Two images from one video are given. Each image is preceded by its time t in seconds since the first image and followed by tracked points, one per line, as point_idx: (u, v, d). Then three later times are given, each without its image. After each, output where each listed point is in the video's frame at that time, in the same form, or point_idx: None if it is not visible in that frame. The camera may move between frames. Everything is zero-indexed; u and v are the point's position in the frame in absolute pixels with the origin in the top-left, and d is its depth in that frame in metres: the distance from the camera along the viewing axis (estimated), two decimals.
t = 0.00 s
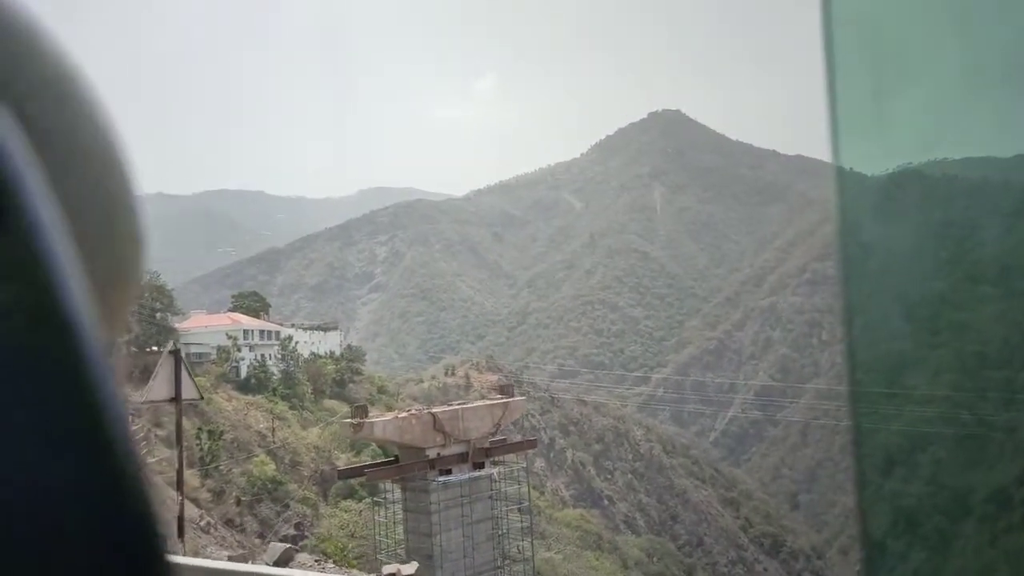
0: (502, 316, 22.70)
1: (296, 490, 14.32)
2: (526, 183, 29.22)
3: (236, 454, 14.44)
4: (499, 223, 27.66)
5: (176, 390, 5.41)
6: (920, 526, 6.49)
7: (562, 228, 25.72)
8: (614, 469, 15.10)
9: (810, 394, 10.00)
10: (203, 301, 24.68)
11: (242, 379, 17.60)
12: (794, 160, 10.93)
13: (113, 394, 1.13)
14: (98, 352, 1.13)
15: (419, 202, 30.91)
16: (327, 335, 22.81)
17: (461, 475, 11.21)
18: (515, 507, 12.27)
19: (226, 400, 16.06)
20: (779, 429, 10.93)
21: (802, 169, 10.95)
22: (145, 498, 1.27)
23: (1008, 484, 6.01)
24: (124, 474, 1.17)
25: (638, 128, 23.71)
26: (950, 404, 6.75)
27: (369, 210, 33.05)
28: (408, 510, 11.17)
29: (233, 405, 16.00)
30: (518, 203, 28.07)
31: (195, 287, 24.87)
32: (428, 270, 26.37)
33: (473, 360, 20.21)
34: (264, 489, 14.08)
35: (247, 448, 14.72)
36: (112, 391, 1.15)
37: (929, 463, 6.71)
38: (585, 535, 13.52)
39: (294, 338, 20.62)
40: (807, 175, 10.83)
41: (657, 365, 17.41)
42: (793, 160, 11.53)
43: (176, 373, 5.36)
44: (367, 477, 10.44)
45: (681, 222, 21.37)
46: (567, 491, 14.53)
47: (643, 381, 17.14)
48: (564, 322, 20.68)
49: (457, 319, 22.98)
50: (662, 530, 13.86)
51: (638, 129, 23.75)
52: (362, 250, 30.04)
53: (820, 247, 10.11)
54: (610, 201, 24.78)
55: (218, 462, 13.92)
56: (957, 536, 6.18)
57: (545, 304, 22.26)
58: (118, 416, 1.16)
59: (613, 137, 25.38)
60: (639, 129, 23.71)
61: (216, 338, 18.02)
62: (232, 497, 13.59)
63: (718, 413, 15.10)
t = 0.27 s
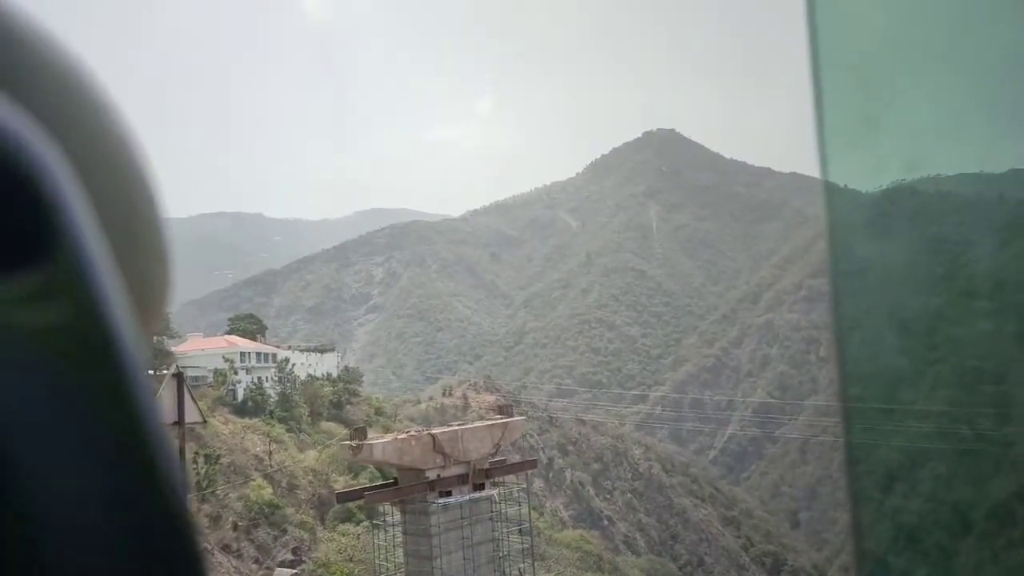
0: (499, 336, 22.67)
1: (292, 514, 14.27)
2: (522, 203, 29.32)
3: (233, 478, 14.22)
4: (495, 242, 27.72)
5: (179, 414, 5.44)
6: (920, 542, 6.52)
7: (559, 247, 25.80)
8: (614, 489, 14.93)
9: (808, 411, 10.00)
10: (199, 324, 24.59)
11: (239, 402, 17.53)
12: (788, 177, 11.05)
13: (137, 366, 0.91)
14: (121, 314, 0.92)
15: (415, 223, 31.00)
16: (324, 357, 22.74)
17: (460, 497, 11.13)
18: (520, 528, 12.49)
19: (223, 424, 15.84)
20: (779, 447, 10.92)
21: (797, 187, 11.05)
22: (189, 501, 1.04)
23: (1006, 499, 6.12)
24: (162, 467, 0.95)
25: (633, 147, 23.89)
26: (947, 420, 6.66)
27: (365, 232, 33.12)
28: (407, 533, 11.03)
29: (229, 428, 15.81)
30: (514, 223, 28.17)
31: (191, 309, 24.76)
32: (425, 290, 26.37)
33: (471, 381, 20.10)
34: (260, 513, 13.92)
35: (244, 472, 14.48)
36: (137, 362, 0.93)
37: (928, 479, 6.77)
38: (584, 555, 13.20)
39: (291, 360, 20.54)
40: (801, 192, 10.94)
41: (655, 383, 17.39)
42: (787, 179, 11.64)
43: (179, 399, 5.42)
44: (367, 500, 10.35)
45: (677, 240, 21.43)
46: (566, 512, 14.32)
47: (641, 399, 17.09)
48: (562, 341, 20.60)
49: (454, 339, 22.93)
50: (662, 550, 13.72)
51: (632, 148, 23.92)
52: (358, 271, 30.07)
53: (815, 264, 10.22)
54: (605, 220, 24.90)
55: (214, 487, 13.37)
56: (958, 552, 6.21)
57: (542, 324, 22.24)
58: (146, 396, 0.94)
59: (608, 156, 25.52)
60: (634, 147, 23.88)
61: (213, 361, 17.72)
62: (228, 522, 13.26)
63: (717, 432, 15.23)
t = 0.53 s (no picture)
0: (484, 356, 22.63)
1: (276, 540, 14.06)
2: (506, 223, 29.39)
3: (216, 505, 14.04)
4: (479, 263, 27.75)
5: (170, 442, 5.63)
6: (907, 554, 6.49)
7: (543, 266, 25.90)
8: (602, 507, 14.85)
9: (793, 426, 10.03)
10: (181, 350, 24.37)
11: (222, 429, 17.38)
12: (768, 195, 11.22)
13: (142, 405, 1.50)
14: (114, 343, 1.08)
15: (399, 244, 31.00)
16: (308, 380, 22.58)
17: (449, 519, 11.05)
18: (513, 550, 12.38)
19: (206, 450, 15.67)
20: (764, 463, 10.98)
21: (777, 204, 11.23)
22: (173, 504, 1.62)
23: (991, 510, 5.98)
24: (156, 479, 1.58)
25: (614, 167, 24.13)
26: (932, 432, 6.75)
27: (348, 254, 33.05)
28: (396, 558, 10.90)
29: (213, 455, 15.68)
30: (497, 243, 28.26)
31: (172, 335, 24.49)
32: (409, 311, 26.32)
33: (456, 402, 20.01)
34: (244, 540, 13.67)
35: (227, 499, 14.36)
36: (137, 401, 1.52)
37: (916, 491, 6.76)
38: None
39: (275, 385, 20.38)
40: (780, 209, 11.11)
41: (640, 401, 17.43)
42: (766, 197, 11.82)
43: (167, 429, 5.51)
44: (353, 524, 10.26)
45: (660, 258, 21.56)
46: (554, 532, 14.26)
47: (626, 417, 17.11)
48: (548, 360, 20.63)
49: (439, 360, 22.86)
50: (651, 569, 13.66)
51: (614, 167, 24.16)
52: (342, 293, 29.99)
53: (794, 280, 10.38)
54: (588, 239, 25.06)
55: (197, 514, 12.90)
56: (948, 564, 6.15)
57: (527, 343, 22.23)
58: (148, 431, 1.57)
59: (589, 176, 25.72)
60: (615, 167, 24.12)
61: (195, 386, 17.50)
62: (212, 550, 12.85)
63: (703, 447, 15.19)
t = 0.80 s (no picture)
0: (478, 364, 22.61)
1: (272, 551, 14.08)
2: (498, 230, 29.41)
3: (212, 517, 14.06)
4: (472, 270, 27.73)
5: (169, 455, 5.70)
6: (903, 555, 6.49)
7: (536, 273, 25.92)
8: (598, 514, 14.93)
9: (788, 428, 10.04)
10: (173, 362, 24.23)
11: (216, 440, 17.26)
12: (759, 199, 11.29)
13: (125, 408, 1.11)
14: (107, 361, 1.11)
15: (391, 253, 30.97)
16: (302, 391, 22.51)
17: (447, 527, 11.00)
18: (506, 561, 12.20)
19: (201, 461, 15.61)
20: (760, 465, 10.99)
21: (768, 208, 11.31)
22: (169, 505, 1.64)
23: (986, 512, 6.12)
24: (144, 492, 1.17)
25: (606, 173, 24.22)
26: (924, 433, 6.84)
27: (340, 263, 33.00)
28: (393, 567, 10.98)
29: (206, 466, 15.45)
30: (490, 250, 28.28)
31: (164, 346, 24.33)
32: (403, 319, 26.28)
33: (451, 410, 19.97)
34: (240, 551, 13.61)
35: (223, 510, 14.35)
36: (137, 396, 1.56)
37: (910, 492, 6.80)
38: None
39: (269, 395, 20.28)
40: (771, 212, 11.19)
41: (636, 406, 17.43)
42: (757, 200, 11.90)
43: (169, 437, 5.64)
44: (350, 535, 10.26)
45: (652, 263, 21.61)
46: (551, 539, 14.19)
47: (622, 423, 17.08)
48: (543, 366, 20.62)
49: (434, 368, 22.81)
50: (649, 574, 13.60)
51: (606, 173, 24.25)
52: (335, 303, 29.95)
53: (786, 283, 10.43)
54: (581, 245, 25.11)
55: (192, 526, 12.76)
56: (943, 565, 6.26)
57: (521, 350, 22.22)
58: (126, 421, 1.13)
59: (580, 182, 25.79)
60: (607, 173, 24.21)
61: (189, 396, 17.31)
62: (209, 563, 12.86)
63: (699, 451, 15.07)
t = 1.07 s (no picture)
0: (479, 362, 22.65)
1: (277, 553, 14.19)
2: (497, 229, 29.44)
3: (215, 517, 14.17)
4: (472, 269, 27.68)
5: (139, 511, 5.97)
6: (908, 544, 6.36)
7: (536, 270, 25.91)
8: (601, 510, 15.19)
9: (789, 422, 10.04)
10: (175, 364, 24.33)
11: (217, 441, 17.12)
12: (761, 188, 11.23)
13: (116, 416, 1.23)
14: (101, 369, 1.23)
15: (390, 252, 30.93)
16: (303, 392, 22.65)
17: (452, 526, 11.08)
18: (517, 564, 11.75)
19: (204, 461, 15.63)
20: (761, 460, 10.98)
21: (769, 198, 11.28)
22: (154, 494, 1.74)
23: (989, 504, 6.10)
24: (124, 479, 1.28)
25: (605, 170, 24.20)
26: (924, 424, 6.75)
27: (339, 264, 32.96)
28: (400, 566, 10.99)
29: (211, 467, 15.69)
30: (489, 249, 28.26)
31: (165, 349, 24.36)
32: (403, 319, 26.28)
33: (453, 409, 19.96)
34: (244, 552, 13.91)
35: (226, 511, 14.51)
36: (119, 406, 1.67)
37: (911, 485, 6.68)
38: None
39: (271, 396, 20.29)
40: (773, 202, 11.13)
41: (636, 403, 17.45)
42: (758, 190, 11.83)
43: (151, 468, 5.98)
44: (354, 533, 10.45)
45: (652, 259, 21.59)
46: (553, 536, 14.36)
47: (624, 419, 17.10)
48: (544, 364, 20.62)
49: (434, 368, 22.81)
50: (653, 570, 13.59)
51: (604, 171, 24.23)
52: (335, 303, 29.96)
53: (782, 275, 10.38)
54: (580, 242, 25.10)
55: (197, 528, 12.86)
56: (946, 557, 6.17)
57: (521, 348, 22.26)
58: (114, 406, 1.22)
59: (578, 181, 25.84)
60: (606, 170, 24.19)
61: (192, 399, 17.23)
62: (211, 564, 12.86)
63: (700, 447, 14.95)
